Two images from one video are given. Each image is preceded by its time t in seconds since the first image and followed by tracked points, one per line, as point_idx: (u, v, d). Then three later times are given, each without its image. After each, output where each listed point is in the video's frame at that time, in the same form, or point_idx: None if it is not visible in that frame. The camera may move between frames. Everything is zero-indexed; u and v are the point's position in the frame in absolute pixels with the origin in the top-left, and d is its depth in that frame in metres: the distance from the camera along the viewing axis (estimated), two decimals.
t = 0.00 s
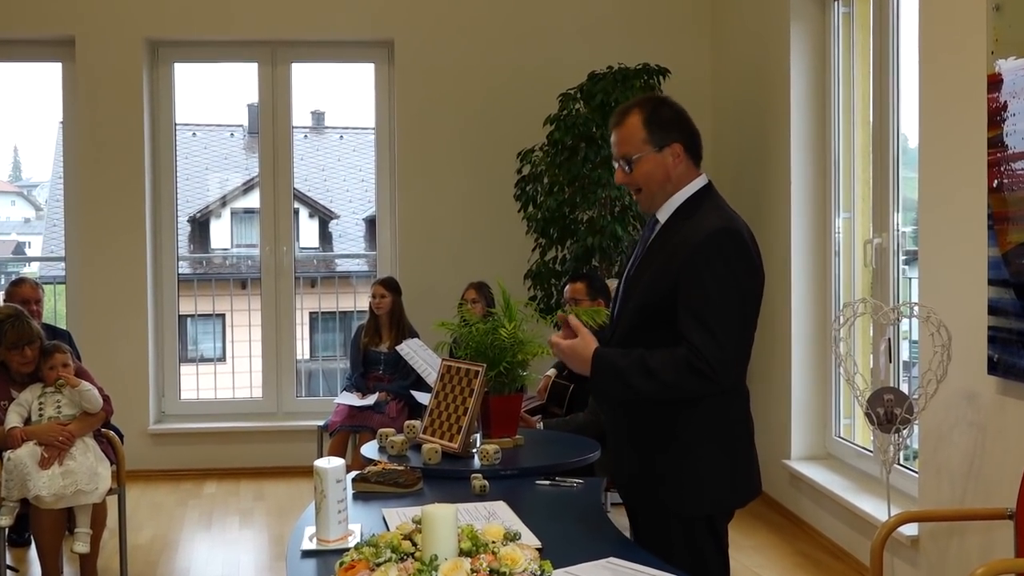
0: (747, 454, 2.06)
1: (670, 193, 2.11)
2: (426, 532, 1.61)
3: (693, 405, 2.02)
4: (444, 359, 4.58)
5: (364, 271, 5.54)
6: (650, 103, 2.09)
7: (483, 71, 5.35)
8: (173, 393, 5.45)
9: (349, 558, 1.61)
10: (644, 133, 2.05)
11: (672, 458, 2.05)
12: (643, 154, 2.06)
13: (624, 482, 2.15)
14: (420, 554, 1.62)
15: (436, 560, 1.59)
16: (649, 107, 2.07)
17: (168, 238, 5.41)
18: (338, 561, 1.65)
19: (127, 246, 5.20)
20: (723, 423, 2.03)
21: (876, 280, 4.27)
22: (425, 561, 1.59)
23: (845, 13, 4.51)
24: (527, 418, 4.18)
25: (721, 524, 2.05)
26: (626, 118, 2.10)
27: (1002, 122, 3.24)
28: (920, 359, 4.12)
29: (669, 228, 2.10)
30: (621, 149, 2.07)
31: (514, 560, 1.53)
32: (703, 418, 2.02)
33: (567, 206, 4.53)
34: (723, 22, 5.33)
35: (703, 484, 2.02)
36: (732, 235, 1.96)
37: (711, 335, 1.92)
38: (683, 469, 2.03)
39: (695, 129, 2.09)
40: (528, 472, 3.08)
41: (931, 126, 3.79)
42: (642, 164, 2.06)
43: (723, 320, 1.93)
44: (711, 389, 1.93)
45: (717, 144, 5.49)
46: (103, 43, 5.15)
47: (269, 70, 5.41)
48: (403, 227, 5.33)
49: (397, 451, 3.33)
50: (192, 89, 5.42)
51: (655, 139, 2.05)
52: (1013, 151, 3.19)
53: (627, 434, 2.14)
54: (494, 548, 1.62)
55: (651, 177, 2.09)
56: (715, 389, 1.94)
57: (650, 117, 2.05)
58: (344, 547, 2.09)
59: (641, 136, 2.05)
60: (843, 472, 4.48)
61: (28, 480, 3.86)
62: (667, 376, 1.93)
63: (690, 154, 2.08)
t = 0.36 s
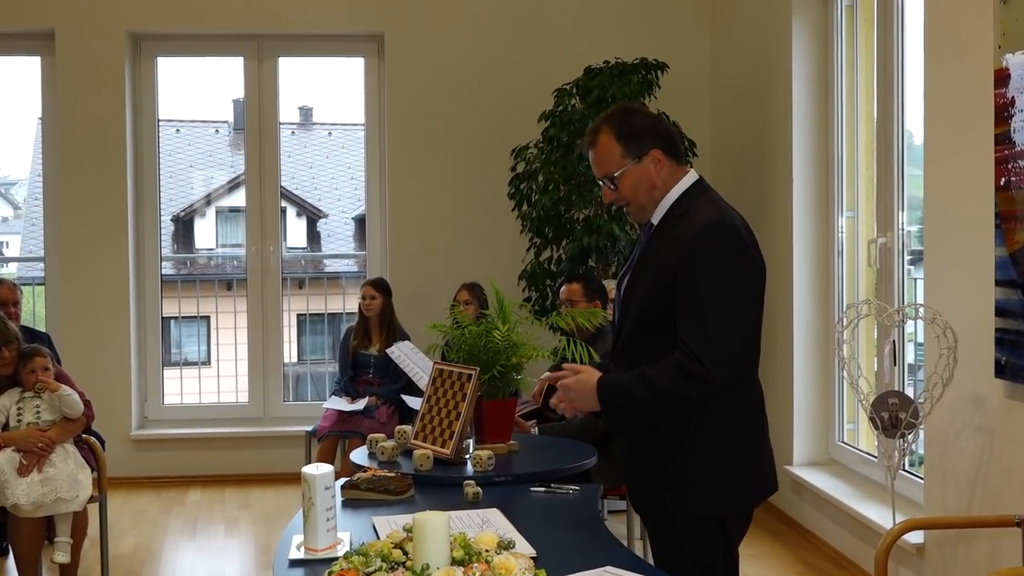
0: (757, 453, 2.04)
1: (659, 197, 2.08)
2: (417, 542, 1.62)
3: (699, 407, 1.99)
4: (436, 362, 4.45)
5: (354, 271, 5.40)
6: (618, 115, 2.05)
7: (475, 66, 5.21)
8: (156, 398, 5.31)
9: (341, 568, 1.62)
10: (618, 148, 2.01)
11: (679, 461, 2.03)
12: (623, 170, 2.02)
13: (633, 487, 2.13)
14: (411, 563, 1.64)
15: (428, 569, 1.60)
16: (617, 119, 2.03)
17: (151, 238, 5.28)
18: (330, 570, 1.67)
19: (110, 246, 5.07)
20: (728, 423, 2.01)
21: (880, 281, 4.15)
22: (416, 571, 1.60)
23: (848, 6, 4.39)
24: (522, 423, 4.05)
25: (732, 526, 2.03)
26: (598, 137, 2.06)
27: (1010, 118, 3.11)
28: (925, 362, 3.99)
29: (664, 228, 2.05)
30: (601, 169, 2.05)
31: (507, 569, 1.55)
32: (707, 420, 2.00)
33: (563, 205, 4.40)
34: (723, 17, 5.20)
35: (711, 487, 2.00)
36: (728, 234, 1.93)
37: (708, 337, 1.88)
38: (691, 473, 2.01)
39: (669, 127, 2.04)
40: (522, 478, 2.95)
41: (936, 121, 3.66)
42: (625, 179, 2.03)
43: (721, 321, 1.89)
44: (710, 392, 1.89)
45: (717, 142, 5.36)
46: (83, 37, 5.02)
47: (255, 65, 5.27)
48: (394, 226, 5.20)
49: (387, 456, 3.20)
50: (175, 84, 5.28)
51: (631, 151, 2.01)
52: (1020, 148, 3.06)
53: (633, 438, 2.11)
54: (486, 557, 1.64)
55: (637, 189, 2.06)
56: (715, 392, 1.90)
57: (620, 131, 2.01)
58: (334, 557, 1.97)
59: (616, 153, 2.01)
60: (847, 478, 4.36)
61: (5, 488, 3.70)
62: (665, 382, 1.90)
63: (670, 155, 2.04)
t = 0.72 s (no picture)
0: (764, 459, 1.93)
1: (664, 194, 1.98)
2: (409, 551, 1.55)
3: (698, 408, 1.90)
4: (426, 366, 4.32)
5: (342, 273, 5.27)
6: (627, 108, 1.96)
7: (466, 61, 5.09)
8: (138, 404, 5.17)
9: None
10: (625, 141, 1.92)
11: (680, 465, 1.93)
12: (629, 163, 1.93)
13: (637, 494, 2.04)
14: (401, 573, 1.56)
15: None
16: (624, 111, 1.94)
17: (133, 238, 5.14)
18: None
19: (92, 246, 4.94)
20: (732, 428, 1.91)
21: (884, 283, 4.02)
22: None
23: None
24: (515, 429, 3.92)
25: (737, 535, 1.93)
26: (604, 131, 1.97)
27: (1018, 115, 2.99)
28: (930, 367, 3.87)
29: (667, 229, 1.96)
30: (606, 162, 1.95)
31: None
32: (709, 424, 1.91)
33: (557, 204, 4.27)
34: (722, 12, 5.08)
35: (712, 493, 1.91)
36: (726, 229, 1.85)
37: (702, 333, 1.81)
38: (690, 478, 1.93)
39: (677, 122, 1.95)
40: (515, 486, 2.81)
41: (941, 116, 3.54)
42: (630, 173, 1.94)
43: (714, 317, 1.81)
44: (701, 389, 1.80)
45: (716, 140, 5.23)
46: (63, 31, 4.89)
47: (240, 60, 5.14)
48: (384, 226, 5.07)
49: (377, 464, 3.07)
50: (158, 79, 5.15)
51: (637, 144, 1.92)
52: None
53: (635, 445, 2.03)
54: (479, 569, 1.58)
55: (642, 185, 1.96)
56: (707, 389, 1.81)
57: (627, 123, 1.92)
58: (321, 568, 1.87)
59: (622, 145, 1.92)
60: (850, 486, 4.24)
61: None
62: (655, 378, 1.83)
63: (678, 151, 1.95)
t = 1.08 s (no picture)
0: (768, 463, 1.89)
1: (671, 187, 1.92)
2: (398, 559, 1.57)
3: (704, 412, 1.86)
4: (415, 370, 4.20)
5: (329, 274, 5.14)
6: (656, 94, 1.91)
7: (457, 55, 4.96)
8: (117, 409, 5.03)
9: None
10: (646, 121, 1.87)
11: (684, 469, 1.89)
12: (643, 144, 1.87)
13: (638, 497, 1.99)
14: None
15: None
16: (654, 94, 1.89)
17: (113, 238, 5.00)
18: None
19: (71, 246, 4.82)
20: (737, 431, 1.87)
21: (887, 284, 3.90)
22: None
23: None
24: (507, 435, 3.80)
25: (740, 541, 1.89)
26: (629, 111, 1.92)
27: None
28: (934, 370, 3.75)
29: (677, 227, 1.91)
30: (621, 139, 1.90)
31: None
32: (714, 426, 1.87)
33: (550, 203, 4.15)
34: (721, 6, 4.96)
35: (715, 495, 1.86)
36: (736, 228, 1.80)
37: (711, 333, 1.77)
38: (692, 480, 1.88)
39: (701, 121, 1.91)
40: (508, 493, 2.69)
41: (945, 110, 3.41)
42: (642, 154, 1.88)
43: (723, 318, 1.77)
44: (709, 391, 1.77)
45: (714, 138, 5.12)
46: (41, 24, 4.76)
47: (223, 53, 5.01)
48: (373, 225, 4.94)
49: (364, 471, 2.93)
50: (139, 74, 5.02)
51: (657, 128, 1.87)
52: None
53: (636, 447, 1.99)
54: None
55: (652, 171, 1.90)
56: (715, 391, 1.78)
57: (654, 106, 1.87)
58: None
59: (643, 125, 1.87)
60: (851, 492, 4.12)
61: None
62: (662, 382, 1.78)
63: (696, 149, 1.90)
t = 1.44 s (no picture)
0: (783, 473, 1.82)
1: (688, 182, 1.88)
2: None
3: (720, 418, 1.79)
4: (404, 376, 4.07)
5: (314, 277, 5.01)
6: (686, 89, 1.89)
7: (447, 51, 4.84)
8: (96, 417, 4.90)
9: None
10: (674, 110, 1.84)
11: (697, 477, 1.81)
12: (666, 132, 1.84)
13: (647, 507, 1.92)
14: None
15: None
16: (687, 87, 1.87)
17: (91, 240, 4.88)
18: None
19: (49, 249, 4.69)
20: (752, 439, 1.79)
21: (889, 288, 3.79)
22: None
23: None
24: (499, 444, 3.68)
25: (752, 552, 1.81)
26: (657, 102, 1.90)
27: None
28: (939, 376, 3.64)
29: (693, 227, 1.85)
30: (646, 124, 1.87)
31: None
32: (728, 432, 1.79)
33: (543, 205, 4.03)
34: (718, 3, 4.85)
35: (730, 504, 1.79)
36: (757, 228, 1.75)
37: (730, 335, 1.71)
38: (703, 488, 1.80)
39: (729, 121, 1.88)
40: (501, 503, 2.58)
41: (948, 108, 3.29)
42: (663, 142, 1.84)
43: (743, 320, 1.71)
44: (726, 395, 1.71)
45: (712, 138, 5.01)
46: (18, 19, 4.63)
47: (206, 49, 4.88)
48: (360, 226, 4.82)
49: (352, 480, 2.81)
50: (118, 71, 4.89)
51: (684, 118, 1.83)
52: None
53: (645, 453, 1.90)
54: None
55: (672, 162, 1.85)
56: (733, 395, 1.72)
57: (685, 97, 1.85)
58: None
59: (670, 113, 1.84)
60: (852, 503, 4.00)
61: None
62: (679, 385, 1.73)
63: (720, 147, 1.86)
